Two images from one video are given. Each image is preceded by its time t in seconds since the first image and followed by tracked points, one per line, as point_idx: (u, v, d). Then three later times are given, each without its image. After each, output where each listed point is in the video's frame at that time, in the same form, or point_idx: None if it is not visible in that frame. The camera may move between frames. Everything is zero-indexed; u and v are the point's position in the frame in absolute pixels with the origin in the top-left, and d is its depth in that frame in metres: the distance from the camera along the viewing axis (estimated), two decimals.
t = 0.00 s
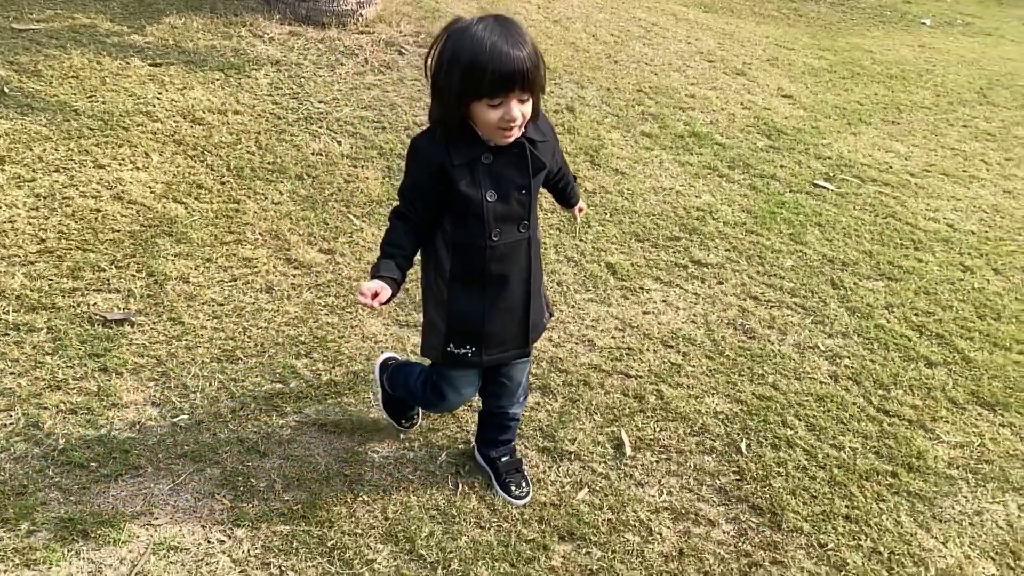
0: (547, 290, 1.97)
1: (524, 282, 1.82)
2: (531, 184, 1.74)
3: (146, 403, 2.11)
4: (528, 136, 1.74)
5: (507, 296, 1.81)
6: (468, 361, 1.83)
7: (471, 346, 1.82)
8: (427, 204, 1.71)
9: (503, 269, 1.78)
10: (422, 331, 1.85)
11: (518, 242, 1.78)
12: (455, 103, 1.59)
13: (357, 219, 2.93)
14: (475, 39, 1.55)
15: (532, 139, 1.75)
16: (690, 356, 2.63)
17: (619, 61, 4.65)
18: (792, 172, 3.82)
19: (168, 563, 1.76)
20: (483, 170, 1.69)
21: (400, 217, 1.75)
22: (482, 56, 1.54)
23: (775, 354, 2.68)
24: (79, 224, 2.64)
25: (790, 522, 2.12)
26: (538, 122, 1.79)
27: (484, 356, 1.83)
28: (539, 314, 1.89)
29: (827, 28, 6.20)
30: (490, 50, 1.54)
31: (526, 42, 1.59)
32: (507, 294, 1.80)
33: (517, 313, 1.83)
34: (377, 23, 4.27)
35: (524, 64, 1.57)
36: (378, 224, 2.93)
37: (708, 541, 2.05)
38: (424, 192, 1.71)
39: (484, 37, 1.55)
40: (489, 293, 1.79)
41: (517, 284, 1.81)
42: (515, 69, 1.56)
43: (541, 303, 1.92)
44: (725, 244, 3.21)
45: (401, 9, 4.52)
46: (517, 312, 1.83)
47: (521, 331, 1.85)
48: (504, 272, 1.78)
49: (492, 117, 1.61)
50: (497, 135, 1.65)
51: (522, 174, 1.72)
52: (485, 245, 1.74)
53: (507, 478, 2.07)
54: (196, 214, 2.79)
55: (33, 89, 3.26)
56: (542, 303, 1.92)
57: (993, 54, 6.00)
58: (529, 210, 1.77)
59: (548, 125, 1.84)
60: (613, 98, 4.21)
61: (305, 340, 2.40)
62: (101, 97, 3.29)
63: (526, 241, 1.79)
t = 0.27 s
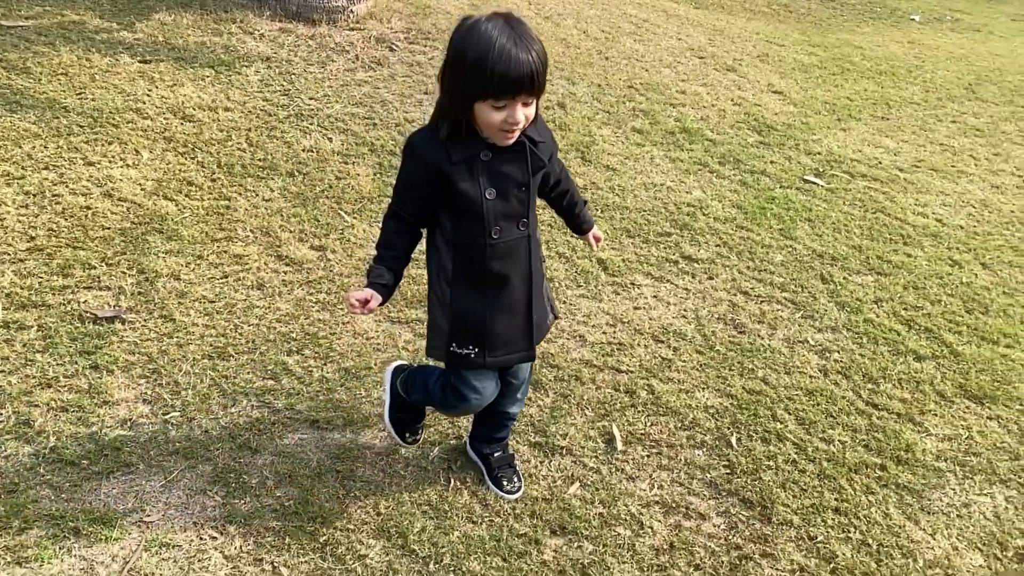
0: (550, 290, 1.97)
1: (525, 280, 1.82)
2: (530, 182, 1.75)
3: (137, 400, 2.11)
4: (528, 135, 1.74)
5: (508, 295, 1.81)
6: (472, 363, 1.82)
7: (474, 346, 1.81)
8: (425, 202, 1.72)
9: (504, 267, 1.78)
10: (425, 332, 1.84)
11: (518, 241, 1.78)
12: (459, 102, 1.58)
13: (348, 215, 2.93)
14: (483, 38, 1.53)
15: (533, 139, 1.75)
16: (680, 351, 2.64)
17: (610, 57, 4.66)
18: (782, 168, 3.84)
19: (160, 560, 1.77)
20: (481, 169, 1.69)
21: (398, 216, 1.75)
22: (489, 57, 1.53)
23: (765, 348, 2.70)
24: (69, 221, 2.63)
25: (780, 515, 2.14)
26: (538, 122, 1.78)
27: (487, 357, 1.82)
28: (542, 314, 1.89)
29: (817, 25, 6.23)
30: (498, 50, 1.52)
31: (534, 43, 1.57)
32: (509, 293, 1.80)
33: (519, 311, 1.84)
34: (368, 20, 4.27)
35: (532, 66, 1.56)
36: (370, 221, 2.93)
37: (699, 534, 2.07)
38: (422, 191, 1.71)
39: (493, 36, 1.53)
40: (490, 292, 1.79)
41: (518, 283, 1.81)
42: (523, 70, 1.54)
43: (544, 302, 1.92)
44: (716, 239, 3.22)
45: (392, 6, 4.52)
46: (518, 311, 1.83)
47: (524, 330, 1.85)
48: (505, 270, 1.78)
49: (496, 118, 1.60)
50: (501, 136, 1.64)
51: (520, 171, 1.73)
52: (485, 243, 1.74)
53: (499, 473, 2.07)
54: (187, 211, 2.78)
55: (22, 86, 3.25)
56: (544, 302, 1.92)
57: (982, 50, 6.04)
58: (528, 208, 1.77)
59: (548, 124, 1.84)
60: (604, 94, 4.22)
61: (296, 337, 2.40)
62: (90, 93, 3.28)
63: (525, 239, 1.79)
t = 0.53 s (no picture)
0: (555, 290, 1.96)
1: (531, 277, 1.81)
2: (532, 179, 1.75)
3: (128, 400, 2.11)
4: (528, 132, 1.74)
5: (516, 292, 1.79)
6: (482, 362, 1.80)
7: (484, 346, 1.79)
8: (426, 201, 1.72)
9: (510, 265, 1.77)
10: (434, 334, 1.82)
11: (523, 238, 1.77)
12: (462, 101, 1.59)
13: (339, 214, 2.93)
14: (487, 36, 1.54)
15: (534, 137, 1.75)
16: (671, 348, 2.65)
17: (600, 56, 4.67)
18: (772, 165, 3.85)
19: (153, 559, 1.77)
20: (483, 166, 1.69)
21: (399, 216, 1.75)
22: (495, 57, 1.53)
23: (756, 345, 2.72)
24: (59, 221, 2.63)
25: (771, 510, 2.16)
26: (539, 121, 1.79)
27: (497, 357, 1.79)
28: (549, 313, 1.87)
29: (807, 22, 6.25)
30: (502, 48, 1.53)
31: (538, 41, 1.58)
32: (515, 290, 1.79)
33: (528, 309, 1.82)
34: (358, 18, 4.27)
35: (539, 67, 1.56)
36: (361, 220, 2.93)
37: (690, 529, 2.08)
38: (422, 190, 1.71)
39: (495, 33, 1.54)
40: (497, 291, 1.77)
41: (524, 280, 1.80)
42: (529, 71, 1.55)
43: (550, 301, 1.90)
44: (706, 236, 3.24)
45: (382, 4, 4.52)
46: (526, 309, 1.81)
47: (533, 329, 1.83)
48: (512, 268, 1.77)
49: (500, 119, 1.60)
50: (505, 136, 1.64)
51: (522, 168, 1.73)
52: (490, 241, 1.73)
53: (491, 470, 2.08)
54: (177, 211, 2.78)
55: (11, 86, 3.23)
56: (551, 301, 1.91)
57: (970, 48, 6.07)
58: (531, 205, 1.77)
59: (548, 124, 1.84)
60: (595, 92, 4.23)
61: (288, 335, 2.40)
62: (79, 93, 3.26)
63: (530, 236, 1.78)
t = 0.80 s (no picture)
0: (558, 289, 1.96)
1: (537, 277, 1.81)
2: (535, 179, 1.75)
3: (119, 401, 2.11)
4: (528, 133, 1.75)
5: (523, 292, 1.79)
6: (493, 363, 1.78)
7: (494, 347, 1.77)
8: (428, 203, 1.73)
9: (516, 265, 1.76)
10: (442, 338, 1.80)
11: (527, 238, 1.77)
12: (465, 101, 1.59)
13: (329, 214, 2.93)
14: (491, 36, 1.54)
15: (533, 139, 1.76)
16: (662, 345, 2.67)
17: (590, 54, 4.68)
18: (761, 163, 3.88)
19: (145, 560, 1.77)
20: (485, 167, 1.69)
21: (400, 217, 1.76)
22: (500, 57, 1.54)
23: (745, 341, 2.74)
24: (48, 223, 2.62)
25: (760, 505, 2.17)
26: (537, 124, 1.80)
27: (508, 357, 1.78)
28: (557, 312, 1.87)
29: (795, 21, 6.28)
30: (507, 47, 1.54)
31: (542, 41, 1.59)
32: (523, 290, 1.78)
33: (536, 308, 1.82)
34: (348, 18, 4.27)
35: (543, 67, 1.57)
36: (351, 219, 2.93)
37: (681, 525, 2.10)
38: (423, 192, 1.71)
39: (500, 33, 1.55)
40: (505, 291, 1.77)
41: (531, 280, 1.79)
42: (534, 70, 1.56)
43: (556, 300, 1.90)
44: (696, 234, 3.25)
45: (372, 3, 4.52)
46: (533, 308, 1.81)
47: (542, 328, 1.82)
48: (518, 268, 1.76)
49: (505, 118, 1.60)
50: (509, 136, 1.64)
51: (524, 169, 1.73)
52: (496, 241, 1.73)
53: (483, 468, 2.07)
54: (167, 212, 2.77)
55: None
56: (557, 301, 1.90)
57: (956, 45, 6.12)
58: (533, 205, 1.77)
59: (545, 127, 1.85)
60: (585, 91, 4.24)
61: (279, 335, 2.40)
62: (68, 94, 3.25)
63: (534, 236, 1.79)
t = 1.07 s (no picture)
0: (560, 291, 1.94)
1: (542, 280, 1.78)
2: (538, 184, 1.72)
3: (110, 403, 2.11)
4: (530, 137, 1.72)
5: (528, 295, 1.77)
6: (501, 366, 1.75)
7: (501, 350, 1.74)
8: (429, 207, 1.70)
9: (520, 268, 1.74)
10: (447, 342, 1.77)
11: (531, 242, 1.75)
12: (468, 104, 1.56)
13: (319, 214, 2.93)
14: (495, 38, 1.51)
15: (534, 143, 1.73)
16: (651, 343, 2.69)
17: (579, 54, 4.69)
18: (750, 162, 3.90)
19: (137, 562, 1.77)
20: (488, 173, 1.67)
21: (401, 219, 1.74)
22: (504, 58, 1.51)
23: (734, 339, 2.76)
24: (36, 225, 2.61)
25: (750, 501, 2.19)
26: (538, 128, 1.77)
27: (515, 360, 1.75)
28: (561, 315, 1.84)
29: (783, 20, 6.32)
30: (512, 48, 1.51)
31: (544, 42, 1.57)
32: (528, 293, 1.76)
33: (541, 312, 1.79)
34: (336, 19, 4.27)
35: (548, 67, 1.56)
36: (341, 220, 2.93)
37: (671, 521, 2.11)
38: (423, 197, 1.69)
39: (503, 35, 1.52)
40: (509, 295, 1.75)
41: (536, 283, 1.77)
42: (540, 71, 1.54)
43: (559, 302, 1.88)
44: (685, 233, 3.27)
45: (360, 4, 4.52)
46: (539, 311, 1.79)
47: (548, 331, 1.80)
48: (522, 272, 1.74)
49: (511, 120, 1.58)
50: (513, 138, 1.62)
51: (527, 174, 1.70)
52: (500, 246, 1.70)
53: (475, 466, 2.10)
54: (156, 213, 2.77)
55: None
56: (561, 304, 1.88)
57: (942, 44, 6.17)
58: (536, 210, 1.75)
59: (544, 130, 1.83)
60: (574, 91, 4.26)
61: (269, 336, 2.40)
62: (55, 96, 3.24)
63: (538, 241, 1.77)
